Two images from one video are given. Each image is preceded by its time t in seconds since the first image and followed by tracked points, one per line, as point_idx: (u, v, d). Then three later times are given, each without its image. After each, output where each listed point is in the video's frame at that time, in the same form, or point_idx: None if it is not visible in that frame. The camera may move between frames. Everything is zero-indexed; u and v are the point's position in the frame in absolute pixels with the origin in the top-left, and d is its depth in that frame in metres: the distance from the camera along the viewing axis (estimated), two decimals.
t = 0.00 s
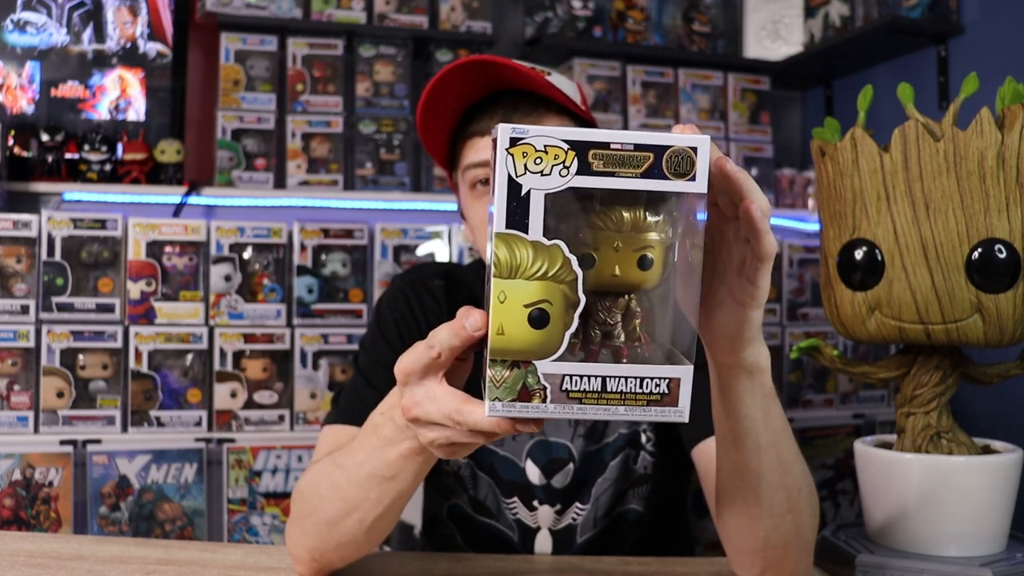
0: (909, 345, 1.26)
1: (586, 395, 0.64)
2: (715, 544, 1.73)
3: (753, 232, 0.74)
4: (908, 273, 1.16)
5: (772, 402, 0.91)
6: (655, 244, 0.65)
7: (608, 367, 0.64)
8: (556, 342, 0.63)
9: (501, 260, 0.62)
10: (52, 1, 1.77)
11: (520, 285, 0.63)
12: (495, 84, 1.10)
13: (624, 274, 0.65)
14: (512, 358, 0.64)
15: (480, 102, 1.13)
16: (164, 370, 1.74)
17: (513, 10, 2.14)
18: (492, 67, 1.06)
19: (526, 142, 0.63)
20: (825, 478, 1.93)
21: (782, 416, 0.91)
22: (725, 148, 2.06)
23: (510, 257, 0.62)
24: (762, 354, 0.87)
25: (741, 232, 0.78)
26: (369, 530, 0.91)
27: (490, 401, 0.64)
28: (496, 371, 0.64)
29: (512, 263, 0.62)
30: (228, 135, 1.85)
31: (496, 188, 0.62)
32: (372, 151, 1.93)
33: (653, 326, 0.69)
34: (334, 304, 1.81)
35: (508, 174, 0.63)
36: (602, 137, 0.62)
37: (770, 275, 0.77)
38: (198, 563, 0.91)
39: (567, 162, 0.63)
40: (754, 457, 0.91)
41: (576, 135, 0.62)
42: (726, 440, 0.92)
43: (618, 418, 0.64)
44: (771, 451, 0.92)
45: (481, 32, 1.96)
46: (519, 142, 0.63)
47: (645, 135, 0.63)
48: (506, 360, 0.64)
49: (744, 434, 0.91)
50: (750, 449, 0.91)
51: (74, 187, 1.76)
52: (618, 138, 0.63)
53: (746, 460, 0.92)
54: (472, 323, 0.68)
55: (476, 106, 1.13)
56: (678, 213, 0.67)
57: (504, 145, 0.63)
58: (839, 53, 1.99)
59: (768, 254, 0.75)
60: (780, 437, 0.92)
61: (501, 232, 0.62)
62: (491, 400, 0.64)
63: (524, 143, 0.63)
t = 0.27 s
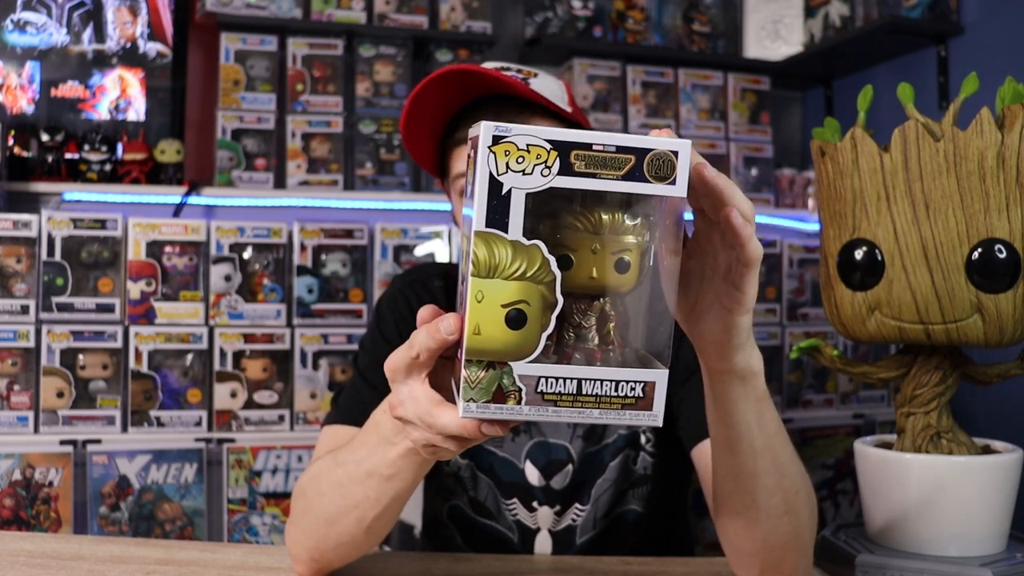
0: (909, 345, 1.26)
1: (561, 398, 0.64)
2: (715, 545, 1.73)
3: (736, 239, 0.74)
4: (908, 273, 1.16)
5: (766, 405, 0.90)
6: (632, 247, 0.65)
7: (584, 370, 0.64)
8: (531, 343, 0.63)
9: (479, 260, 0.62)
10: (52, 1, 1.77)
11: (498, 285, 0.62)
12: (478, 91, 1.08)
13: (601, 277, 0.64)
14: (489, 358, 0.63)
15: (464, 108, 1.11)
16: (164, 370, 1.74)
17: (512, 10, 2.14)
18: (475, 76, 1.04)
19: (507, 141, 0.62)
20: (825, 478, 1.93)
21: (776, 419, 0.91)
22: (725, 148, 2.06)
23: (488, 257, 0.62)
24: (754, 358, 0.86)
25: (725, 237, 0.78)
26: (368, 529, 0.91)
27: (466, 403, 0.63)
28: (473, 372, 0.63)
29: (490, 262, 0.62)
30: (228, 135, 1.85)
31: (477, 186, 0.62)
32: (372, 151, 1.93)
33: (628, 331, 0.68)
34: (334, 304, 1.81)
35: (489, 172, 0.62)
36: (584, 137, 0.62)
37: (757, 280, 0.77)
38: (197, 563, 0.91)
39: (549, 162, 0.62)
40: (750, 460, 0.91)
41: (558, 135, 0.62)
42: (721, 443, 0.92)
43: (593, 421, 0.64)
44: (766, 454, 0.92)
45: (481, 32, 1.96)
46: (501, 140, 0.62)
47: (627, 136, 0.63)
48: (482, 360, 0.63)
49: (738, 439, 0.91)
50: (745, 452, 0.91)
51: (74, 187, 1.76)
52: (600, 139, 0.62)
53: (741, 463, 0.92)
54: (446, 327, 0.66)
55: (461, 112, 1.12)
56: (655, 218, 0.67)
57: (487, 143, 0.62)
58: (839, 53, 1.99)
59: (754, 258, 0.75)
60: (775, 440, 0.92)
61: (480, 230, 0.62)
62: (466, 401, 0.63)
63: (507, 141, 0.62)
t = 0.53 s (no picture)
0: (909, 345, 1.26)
1: (551, 399, 0.63)
2: (715, 545, 1.73)
3: (726, 242, 0.74)
4: (908, 273, 1.15)
5: (762, 407, 0.90)
6: (621, 249, 0.64)
7: (574, 371, 0.64)
8: (520, 344, 0.63)
9: (468, 260, 0.61)
10: (52, 1, 1.77)
11: (487, 285, 0.62)
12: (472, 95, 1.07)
13: (591, 278, 0.64)
14: (479, 359, 0.63)
15: (458, 111, 1.11)
16: (164, 370, 1.74)
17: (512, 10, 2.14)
18: (467, 82, 1.04)
19: (497, 141, 0.62)
20: (825, 478, 1.93)
21: (774, 422, 0.91)
22: (725, 148, 2.06)
23: (477, 257, 0.62)
24: (749, 360, 0.86)
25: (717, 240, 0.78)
26: (368, 529, 0.91)
27: (454, 403, 0.63)
28: (462, 372, 0.63)
29: (479, 262, 0.62)
30: (228, 135, 1.85)
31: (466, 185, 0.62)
32: (372, 151, 1.93)
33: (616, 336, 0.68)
34: (334, 304, 1.81)
35: (478, 172, 0.62)
36: (574, 138, 0.63)
37: (748, 282, 0.77)
38: (197, 563, 0.91)
39: (538, 162, 0.62)
40: (747, 462, 0.91)
41: (548, 135, 0.62)
42: (717, 445, 0.92)
43: (582, 422, 0.64)
44: (763, 456, 0.92)
45: (481, 32, 1.96)
46: (490, 140, 0.62)
47: (616, 137, 0.63)
48: (471, 361, 0.63)
49: (735, 441, 0.90)
50: (742, 454, 0.91)
51: (74, 187, 1.76)
52: (590, 139, 0.63)
53: (738, 465, 0.92)
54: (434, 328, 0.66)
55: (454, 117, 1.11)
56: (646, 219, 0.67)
57: (476, 143, 0.62)
58: (839, 53, 1.99)
59: (744, 260, 0.75)
60: (771, 442, 0.92)
61: (469, 229, 0.62)
62: (455, 402, 0.63)
63: (496, 141, 0.62)
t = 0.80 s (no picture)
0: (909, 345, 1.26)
1: (585, 392, 0.64)
2: (715, 544, 1.73)
3: (766, 233, 0.74)
4: (908, 273, 1.15)
5: (778, 403, 0.90)
6: (658, 242, 0.64)
7: (608, 364, 0.64)
8: (553, 337, 0.63)
9: (500, 256, 0.62)
10: (52, 1, 1.77)
11: (519, 280, 0.63)
12: (474, 94, 1.08)
13: (626, 272, 0.65)
14: (511, 352, 0.64)
15: (456, 113, 1.11)
16: (164, 370, 1.74)
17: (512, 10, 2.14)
18: (468, 80, 1.05)
19: (523, 139, 0.63)
20: (825, 478, 1.93)
21: (787, 417, 0.90)
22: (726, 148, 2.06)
23: (509, 253, 0.62)
24: (769, 355, 0.87)
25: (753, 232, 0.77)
26: (369, 530, 0.91)
27: (490, 396, 0.64)
28: (496, 366, 0.64)
29: (511, 258, 0.63)
30: (228, 135, 1.85)
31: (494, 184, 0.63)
32: (372, 151, 1.93)
33: (667, 327, 0.69)
34: (334, 304, 1.81)
35: (506, 170, 0.63)
36: (599, 133, 0.63)
37: (783, 275, 0.77)
38: (197, 563, 0.91)
39: (564, 158, 0.63)
40: (759, 458, 0.91)
41: (574, 131, 0.63)
42: (730, 439, 0.92)
43: (617, 415, 0.64)
44: (775, 451, 0.91)
45: (481, 32, 1.96)
46: (517, 138, 0.63)
47: (642, 130, 0.63)
48: (505, 354, 0.64)
49: (749, 435, 0.90)
50: (755, 449, 0.91)
51: (75, 187, 1.76)
52: (616, 134, 0.63)
53: (751, 459, 0.92)
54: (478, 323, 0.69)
55: (453, 119, 1.12)
56: (682, 210, 0.67)
57: (503, 142, 0.63)
58: (839, 53, 1.99)
59: (782, 253, 0.75)
60: (784, 438, 0.91)
61: (499, 227, 0.63)
62: (491, 394, 0.64)
63: (523, 139, 0.63)
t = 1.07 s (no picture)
0: (909, 345, 1.26)
1: (608, 397, 0.64)
2: (715, 545, 1.73)
3: (791, 232, 0.74)
4: (908, 273, 1.15)
5: (785, 402, 0.90)
6: (684, 248, 0.63)
7: (630, 369, 0.64)
8: (575, 343, 0.64)
9: (523, 265, 0.64)
10: (52, 1, 1.77)
11: (541, 288, 0.64)
12: (478, 93, 1.09)
13: (651, 279, 0.63)
14: (534, 358, 0.65)
15: (459, 113, 1.12)
16: (164, 370, 1.74)
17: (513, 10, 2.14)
18: (473, 78, 1.06)
19: (545, 150, 0.64)
20: (825, 478, 1.93)
21: (794, 417, 0.90)
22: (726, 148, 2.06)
23: (532, 262, 0.64)
24: (781, 352, 0.87)
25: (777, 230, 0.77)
26: (373, 530, 0.91)
27: (516, 400, 0.66)
28: (522, 371, 0.65)
29: (534, 267, 0.64)
30: (228, 135, 1.85)
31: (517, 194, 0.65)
32: (372, 151, 1.93)
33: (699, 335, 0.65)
34: (334, 304, 1.81)
35: (528, 181, 0.65)
36: (618, 141, 0.63)
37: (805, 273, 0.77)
38: (197, 563, 0.91)
39: (584, 167, 0.64)
40: (766, 456, 0.91)
41: (593, 141, 0.64)
42: (737, 437, 0.91)
43: (640, 421, 0.64)
44: (781, 450, 0.91)
45: (481, 32, 1.96)
46: (538, 149, 0.64)
47: (660, 138, 0.63)
48: (530, 359, 0.65)
49: (756, 433, 0.90)
50: (761, 448, 0.91)
51: (75, 187, 1.76)
52: (634, 142, 0.63)
53: (757, 457, 0.91)
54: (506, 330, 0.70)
55: (455, 119, 1.12)
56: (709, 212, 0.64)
57: (525, 153, 0.65)
58: (839, 53, 1.99)
59: (806, 252, 0.75)
60: (790, 437, 0.91)
61: (523, 236, 0.64)
62: (517, 398, 0.65)
63: (544, 150, 0.64)
